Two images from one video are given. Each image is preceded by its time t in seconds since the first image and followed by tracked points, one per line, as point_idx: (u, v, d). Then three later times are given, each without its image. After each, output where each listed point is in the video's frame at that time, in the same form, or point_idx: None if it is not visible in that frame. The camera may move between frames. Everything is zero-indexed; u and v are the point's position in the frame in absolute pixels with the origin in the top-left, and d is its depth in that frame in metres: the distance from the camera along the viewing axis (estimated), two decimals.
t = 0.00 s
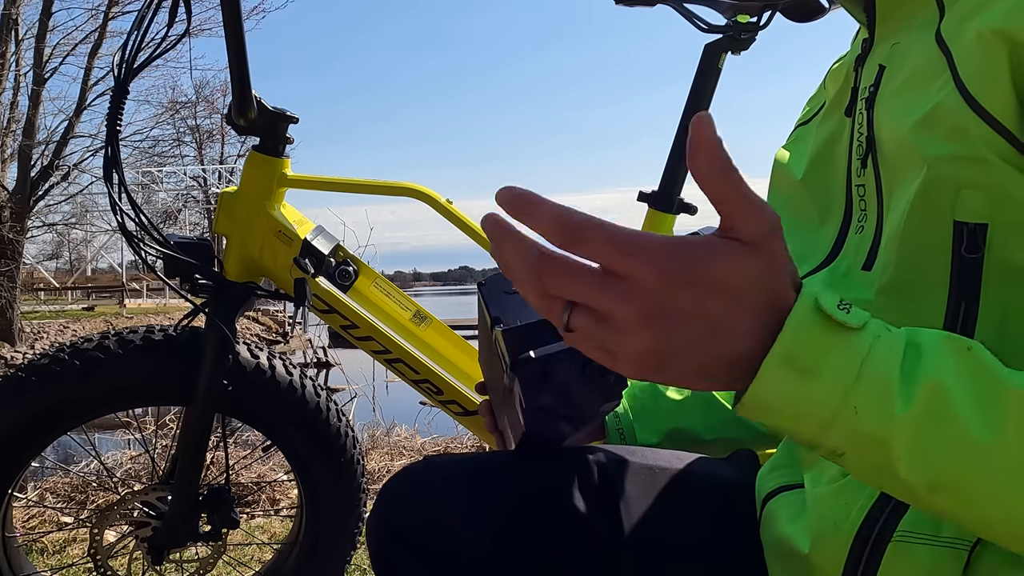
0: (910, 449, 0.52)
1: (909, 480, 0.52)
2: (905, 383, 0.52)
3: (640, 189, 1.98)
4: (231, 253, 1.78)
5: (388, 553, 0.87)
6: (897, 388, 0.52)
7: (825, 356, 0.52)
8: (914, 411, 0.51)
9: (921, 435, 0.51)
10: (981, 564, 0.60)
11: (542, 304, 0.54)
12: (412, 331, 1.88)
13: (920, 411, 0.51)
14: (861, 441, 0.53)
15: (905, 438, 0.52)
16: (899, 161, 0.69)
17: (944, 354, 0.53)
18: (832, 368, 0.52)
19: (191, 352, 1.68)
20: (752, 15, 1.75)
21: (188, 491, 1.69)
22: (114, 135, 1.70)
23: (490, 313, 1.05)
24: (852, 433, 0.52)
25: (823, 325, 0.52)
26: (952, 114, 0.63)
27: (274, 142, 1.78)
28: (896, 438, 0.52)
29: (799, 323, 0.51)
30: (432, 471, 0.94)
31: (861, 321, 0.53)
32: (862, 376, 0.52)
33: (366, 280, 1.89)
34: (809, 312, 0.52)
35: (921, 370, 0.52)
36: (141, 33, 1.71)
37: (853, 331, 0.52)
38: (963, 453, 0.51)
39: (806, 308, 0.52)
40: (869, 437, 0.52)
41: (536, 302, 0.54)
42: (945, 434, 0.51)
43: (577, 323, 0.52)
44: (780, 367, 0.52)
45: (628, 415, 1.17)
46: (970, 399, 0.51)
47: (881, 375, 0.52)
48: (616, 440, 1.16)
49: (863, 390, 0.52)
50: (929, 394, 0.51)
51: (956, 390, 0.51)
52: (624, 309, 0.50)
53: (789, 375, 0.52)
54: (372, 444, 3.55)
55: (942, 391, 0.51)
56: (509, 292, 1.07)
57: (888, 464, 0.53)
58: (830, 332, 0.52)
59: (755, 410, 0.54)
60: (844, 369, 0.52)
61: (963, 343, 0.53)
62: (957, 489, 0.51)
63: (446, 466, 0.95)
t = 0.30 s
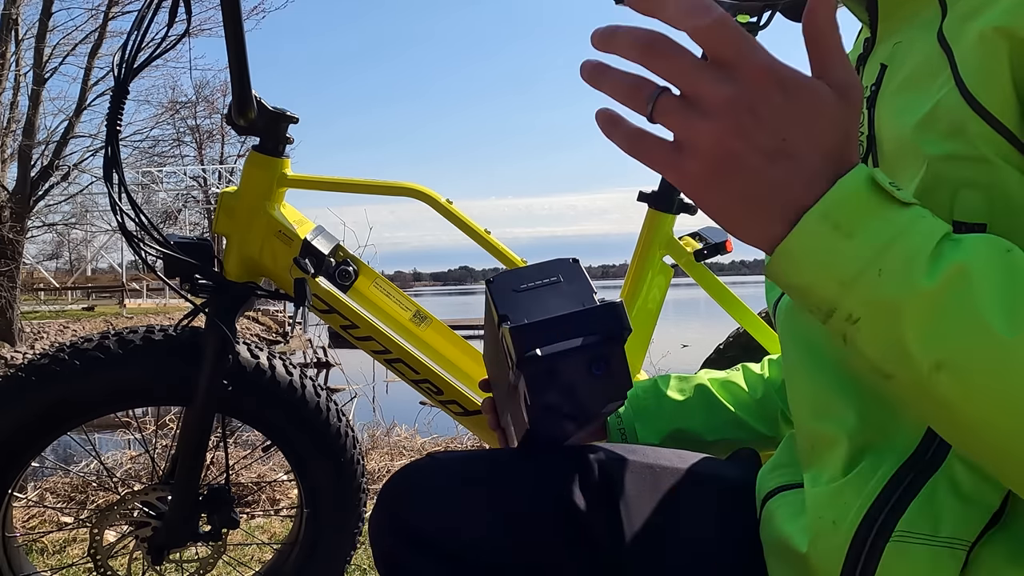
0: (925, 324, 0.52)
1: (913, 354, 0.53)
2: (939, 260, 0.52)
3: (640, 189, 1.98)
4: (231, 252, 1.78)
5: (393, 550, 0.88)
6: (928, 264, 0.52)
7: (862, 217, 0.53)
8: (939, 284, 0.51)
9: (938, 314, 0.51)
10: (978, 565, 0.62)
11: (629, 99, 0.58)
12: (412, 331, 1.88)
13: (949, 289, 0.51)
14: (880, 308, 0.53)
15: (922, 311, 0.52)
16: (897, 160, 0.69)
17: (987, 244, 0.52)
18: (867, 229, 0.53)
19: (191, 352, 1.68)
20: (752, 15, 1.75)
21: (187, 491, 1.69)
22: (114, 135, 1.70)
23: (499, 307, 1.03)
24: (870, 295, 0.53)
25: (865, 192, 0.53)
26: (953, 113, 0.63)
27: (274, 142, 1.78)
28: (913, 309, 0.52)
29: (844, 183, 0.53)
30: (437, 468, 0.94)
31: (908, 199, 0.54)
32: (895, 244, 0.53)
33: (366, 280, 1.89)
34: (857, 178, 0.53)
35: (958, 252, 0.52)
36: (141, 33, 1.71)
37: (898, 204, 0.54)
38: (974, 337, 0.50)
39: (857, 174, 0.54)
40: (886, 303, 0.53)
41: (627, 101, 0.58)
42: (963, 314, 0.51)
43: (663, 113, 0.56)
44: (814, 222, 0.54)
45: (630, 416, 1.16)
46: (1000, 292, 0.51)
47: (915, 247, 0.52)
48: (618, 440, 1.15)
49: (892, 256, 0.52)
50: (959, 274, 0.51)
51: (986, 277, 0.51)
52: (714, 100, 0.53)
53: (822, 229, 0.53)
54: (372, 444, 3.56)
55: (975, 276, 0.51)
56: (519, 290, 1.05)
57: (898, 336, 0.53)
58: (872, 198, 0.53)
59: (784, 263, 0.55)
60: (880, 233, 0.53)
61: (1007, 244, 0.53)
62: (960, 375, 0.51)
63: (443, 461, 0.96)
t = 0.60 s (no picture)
0: (861, 403, 0.56)
1: (852, 430, 0.57)
2: (864, 346, 0.57)
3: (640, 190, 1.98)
4: (232, 251, 1.77)
5: (400, 550, 0.87)
6: (856, 349, 0.57)
7: (785, 317, 0.58)
8: (868, 369, 0.56)
9: (871, 393, 0.56)
10: (979, 567, 0.62)
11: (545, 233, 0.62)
12: (412, 331, 1.88)
13: (875, 369, 0.55)
14: (816, 396, 0.58)
15: (859, 396, 0.56)
16: (907, 159, 0.69)
17: (906, 318, 0.56)
18: (792, 325, 0.58)
19: (191, 352, 1.68)
20: (753, 15, 1.75)
21: (187, 491, 1.69)
22: (114, 135, 1.70)
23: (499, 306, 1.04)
24: (804, 387, 0.58)
25: (784, 289, 0.59)
26: (964, 111, 0.63)
27: (275, 142, 1.78)
28: (849, 393, 0.56)
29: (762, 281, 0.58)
30: (438, 466, 0.94)
31: (827, 286, 0.59)
32: (821, 335, 0.58)
33: (366, 280, 1.89)
34: (775, 277, 0.59)
35: (880, 334, 0.56)
36: (140, 33, 1.71)
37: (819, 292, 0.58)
38: (909, 414, 0.54)
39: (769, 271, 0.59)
40: (826, 391, 0.57)
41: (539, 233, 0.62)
42: (896, 392, 0.55)
43: (581, 245, 0.60)
44: (741, 325, 0.59)
45: (629, 417, 1.17)
46: (924, 362, 0.55)
47: (839, 336, 0.57)
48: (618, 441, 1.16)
49: (821, 349, 0.58)
50: (884, 358, 0.55)
51: (911, 353, 0.55)
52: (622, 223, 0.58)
53: (750, 331, 0.59)
54: (372, 444, 3.56)
55: (897, 352, 0.55)
56: (518, 290, 1.07)
57: (839, 418, 0.57)
58: (795, 295, 0.58)
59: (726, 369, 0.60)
60: (804, 328, 0.58)
61: (925, 313, 0.56)
62: (904, 448, 0.55)
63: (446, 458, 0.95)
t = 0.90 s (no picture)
0: (823, 519, 0.51)
1: (827, 545, 0.52)
2: (808, 457, 0.52)
3: (640, 190, 1.98)
4: (232, 252, 1.77)
5: (401, 550, 0.87)
6: (800, 465, 0.52)
7: (729, 446, 0.53)
8: (819, 485, 0.51)
9: (830, 510, 0.51)
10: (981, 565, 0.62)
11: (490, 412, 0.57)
12: (412, 330, 1.88)
13: (826, 482, 0.51)
14: (778, 521, 0.53)
15: (814, 512, 0.51)
16: (905, 160, 0.68)
17: (846, 424, 0.53)
18: (738, 459, 0.53)
19: (191, 352, 1.68)
20: (752, 15, 1.75)
21: (187, 491, 1.69)
22: (114, 135, 1.70)
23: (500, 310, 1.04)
24: (770, 514, 0.52)
25: (720, 421, 0.54)
26: (960, 114, 0.63)
27: (274, 142, 1.78)
28: (808, 512, 0.51)
29: (698, 424, 0.54)
30: (438, 468, 0.95)
31: (758, 409, 0.55)
32: (767, 463, 0.53)
33: (366, 280, 1.88)
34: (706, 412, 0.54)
35: (824, 445, 0.52)
36: (141, 33, 1.71)
37: (752, 419, 0.54)
38: (876, 520, 0.50)
39: (703, 409, 0.55)
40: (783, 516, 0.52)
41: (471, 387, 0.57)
42: (854, 506, 0.51)
43: (528, 429, 0.55)
44: (685, 461, 0.54)
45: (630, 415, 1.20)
46: (872, 464, 0.51)
47: (780, 459, 0.52)
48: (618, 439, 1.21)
49: (769, 474, 0.52)
50: (830, 469, 0.51)
51: (861, 461, 0.51)
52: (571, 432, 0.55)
53: (697, 468, 0.53)
54: (372, 444, 3.57)
55: (846, 461, 0.51)
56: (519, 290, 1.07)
57: (809, 534, 0.52)
58: (726, 426, 0.54)
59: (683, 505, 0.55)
60: (748, 457, 0.53)
61: (861, 414, 0.53)
62: (877, 554, 0.50)
63: (446, 459, 0.96)
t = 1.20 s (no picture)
0: (853, 488, 0.53)
1: (858, 515, 0.54)
2: (838, 427, 0.55)
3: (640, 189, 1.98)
4: (232, 252, 1.78)
5: (400, 550, 0.86)
6: (829, 434, 0.55)
7: (759, 415, 0.57)
8: (847, 453, 0.54)
9: (859, 479, 0.53)
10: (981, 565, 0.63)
11: (553, 342, 0.70)
12: (412, 331, 1.88)
13: (855, 451, 0.53)
14: (810, 490, 0.55)
15: (843, 481, 0.54)
16: (911, 161, 0.68)
17: (877, 399, 0.55)
18: (767, 426, 0.57)
19: (191, 352, 1.68)
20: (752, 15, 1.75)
21: (187, 491, 1.69)
22: (114, 135, 1.70)
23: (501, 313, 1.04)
24: (801, 482, 0.55)
25: (751, 391, 0.59)
26: (967, 114, 0.62)
27: (274, 142, 1.78)
28: (838, 479, 0.54)
29: (732, 391, 0.59)
30: (436, 470, 0.95)
31: (790, 380, 0.58)
32: (796, 432, 0.56)
33: (366, 280, 1.89)
34: (738, 381, 0.59)
35: (853, 416, 0.55)
36: (141, 33, 1.71)
37: (782, 390, 0.58)
38: (905, 489, 0.52)
39: (737, 379, 0.60)
40: (813, 483, 0.55)
41: (548, 324, 0.73)
42: (881, 474, 0.52)
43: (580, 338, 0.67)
44: (718, 424, 0.59)
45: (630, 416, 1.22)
46: (903, 437, 0.53)
47: (809, 427, 0.55)
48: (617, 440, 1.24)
49: (797, 441, 0.56)
50: (859, 440, 0.54)
51: (891, 432, 0.53)
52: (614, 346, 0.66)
53: (729, 435, 0.58)
54: (372, 444, 3.57)
55: (876, 433, 0.53)
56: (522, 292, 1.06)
57: (840, 503, 0.54)
58: (758, 396, 0.58)
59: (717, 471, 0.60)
60: (778, 425, 0.57)
61: (897, 390, 0.55)
62: (906, 521, 0.52)
63: (446, 461, 0.97)
